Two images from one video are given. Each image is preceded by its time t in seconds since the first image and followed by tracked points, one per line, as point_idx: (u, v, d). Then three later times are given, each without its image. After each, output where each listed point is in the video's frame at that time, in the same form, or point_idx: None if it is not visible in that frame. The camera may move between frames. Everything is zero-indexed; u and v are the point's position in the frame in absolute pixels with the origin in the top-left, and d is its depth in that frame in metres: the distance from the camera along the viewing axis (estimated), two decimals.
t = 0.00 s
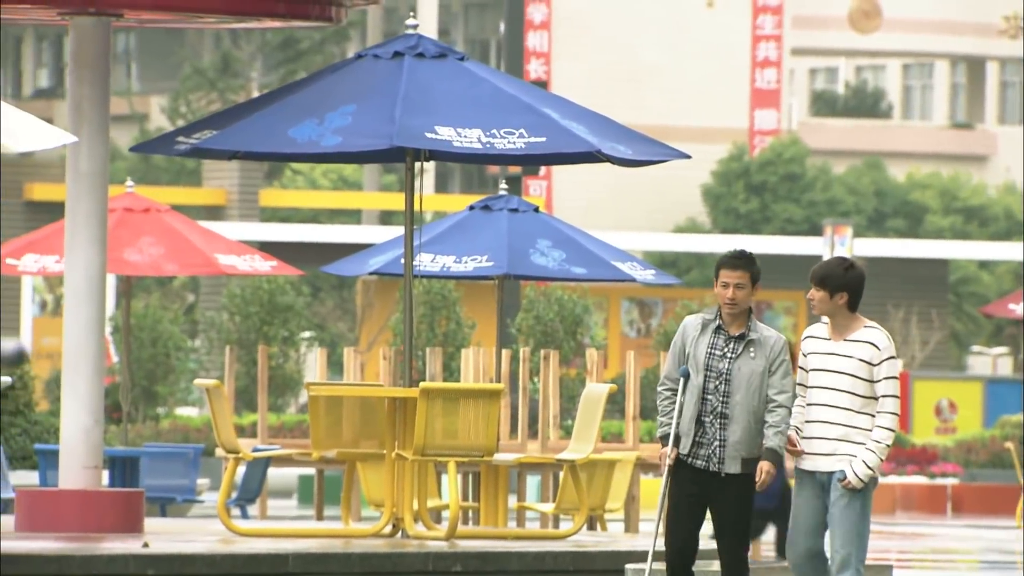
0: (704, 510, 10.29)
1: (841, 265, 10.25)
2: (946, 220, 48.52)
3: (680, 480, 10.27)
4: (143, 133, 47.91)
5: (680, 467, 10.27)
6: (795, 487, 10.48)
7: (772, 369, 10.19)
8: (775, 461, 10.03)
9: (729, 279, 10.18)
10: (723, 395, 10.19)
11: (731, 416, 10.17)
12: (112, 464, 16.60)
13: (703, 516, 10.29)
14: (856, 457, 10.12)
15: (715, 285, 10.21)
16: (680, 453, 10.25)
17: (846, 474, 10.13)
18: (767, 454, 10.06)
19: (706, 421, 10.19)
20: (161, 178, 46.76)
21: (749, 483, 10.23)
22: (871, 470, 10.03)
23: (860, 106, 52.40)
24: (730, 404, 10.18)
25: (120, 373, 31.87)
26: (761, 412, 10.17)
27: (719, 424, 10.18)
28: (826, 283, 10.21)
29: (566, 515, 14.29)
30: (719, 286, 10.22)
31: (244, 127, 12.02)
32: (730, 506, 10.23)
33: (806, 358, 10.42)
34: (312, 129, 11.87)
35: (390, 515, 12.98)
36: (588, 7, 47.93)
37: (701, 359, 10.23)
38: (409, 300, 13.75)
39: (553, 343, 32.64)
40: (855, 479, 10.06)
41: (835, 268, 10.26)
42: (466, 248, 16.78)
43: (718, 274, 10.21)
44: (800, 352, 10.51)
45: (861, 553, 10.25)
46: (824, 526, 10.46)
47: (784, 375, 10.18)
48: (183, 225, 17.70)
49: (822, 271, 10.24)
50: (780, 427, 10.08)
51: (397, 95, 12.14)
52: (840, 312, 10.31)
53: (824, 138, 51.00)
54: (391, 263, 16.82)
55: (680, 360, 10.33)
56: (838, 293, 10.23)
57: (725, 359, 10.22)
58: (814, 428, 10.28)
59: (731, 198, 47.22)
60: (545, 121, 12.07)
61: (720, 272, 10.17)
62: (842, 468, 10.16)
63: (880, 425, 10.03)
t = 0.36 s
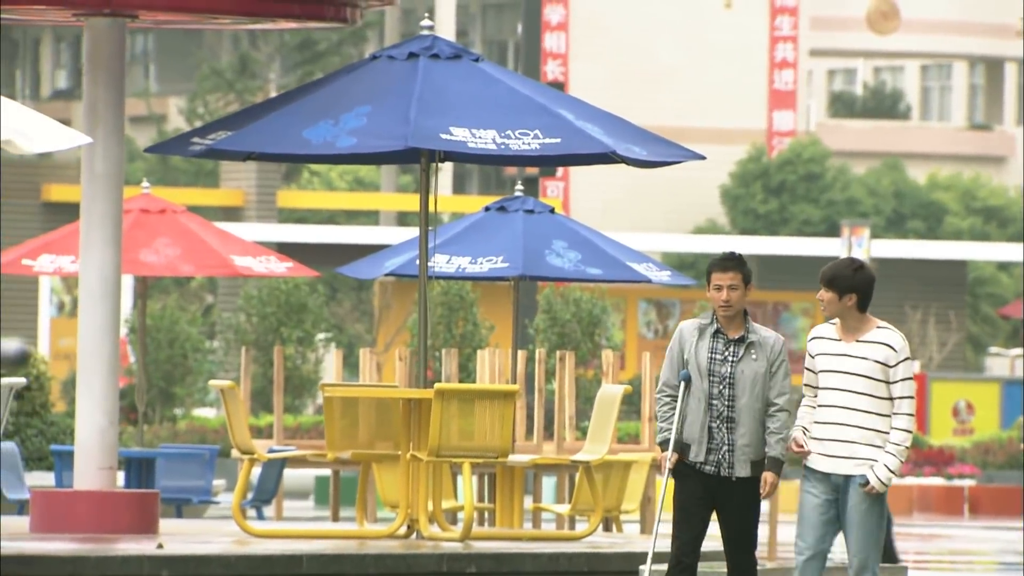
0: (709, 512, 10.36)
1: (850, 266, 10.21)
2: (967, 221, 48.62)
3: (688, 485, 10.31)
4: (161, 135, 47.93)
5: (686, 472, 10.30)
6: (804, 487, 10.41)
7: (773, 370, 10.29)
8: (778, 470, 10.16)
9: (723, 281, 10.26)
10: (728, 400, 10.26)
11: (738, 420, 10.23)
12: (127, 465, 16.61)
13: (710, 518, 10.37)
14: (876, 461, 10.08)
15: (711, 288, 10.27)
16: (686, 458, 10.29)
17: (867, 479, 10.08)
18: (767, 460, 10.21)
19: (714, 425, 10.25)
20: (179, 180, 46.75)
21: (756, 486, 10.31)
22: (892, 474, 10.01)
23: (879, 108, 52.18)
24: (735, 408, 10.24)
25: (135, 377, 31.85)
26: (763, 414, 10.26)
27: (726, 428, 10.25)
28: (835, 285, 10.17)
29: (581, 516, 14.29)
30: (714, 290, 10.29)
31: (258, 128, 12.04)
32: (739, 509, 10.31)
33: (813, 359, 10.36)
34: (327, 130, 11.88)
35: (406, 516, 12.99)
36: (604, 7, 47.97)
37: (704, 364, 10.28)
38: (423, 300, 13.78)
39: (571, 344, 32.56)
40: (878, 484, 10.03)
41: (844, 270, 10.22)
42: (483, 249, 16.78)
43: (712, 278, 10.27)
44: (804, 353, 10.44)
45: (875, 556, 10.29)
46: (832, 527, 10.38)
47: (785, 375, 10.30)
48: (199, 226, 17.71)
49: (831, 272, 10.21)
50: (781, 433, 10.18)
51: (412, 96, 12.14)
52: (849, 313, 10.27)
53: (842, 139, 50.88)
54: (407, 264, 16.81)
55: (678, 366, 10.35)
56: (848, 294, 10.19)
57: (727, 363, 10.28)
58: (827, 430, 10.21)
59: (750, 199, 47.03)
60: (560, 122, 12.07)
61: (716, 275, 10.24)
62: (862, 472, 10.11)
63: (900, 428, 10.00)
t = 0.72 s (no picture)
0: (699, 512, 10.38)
1: (840, 265, 10.34)
2: (984, 220, 48.48)
3: (676, 487, 10.32)
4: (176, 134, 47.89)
5: (676, 474, 10.31)
6: (806, 494, 10.47)
7: (748, 358, 10.43)
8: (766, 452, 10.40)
9: (701, 281, 10.36)
10: (712, 395, 10.33)
11: (726, 412, 10.31)
12: (140, 465, 16.65)
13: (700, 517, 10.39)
14: (881, 463, 10.17)
15: (689, 289, 10.34)
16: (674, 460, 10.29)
17: (876, 482, 10.16)
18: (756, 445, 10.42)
19: (700, 422, 10.30)
20: (194, 179, 46.73)
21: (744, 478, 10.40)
22: (899, 475, 10.09)
23: (895, 107, 52.06)
24: (720, 402, 10.32)
25: (149, 376, 31.87)
26: (746, 401, 10.37)
27: (713, 424, 10.31)
28: (827, 284, 10.28)
29: (594, 516, 14.26)
30: (689, 288, 10.35)
31: (268, 129, 12.04)
32: (729, 504, 10.34)
33: (802, 366, 10.46)
34: (338, 130, 11.88)
35: (418, 517, 12.97)
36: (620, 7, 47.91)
37: (682, 364, 10.32)
38: (435, 298, 13.76)
39: (586, 344, 32.51)
40: (887, 485, 10.09)
41: (834, 270, 10.34)
42: (496, 250, 16.78)
43: (686, 277, 10.38)
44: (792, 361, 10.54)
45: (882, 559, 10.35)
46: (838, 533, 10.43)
47: (756, 363, 10.47)
48: (212, 226, 17.71)
49: (822, 272, 10.32)
50: (766, 418, 10.43)
51: (424, 96, 12.13)
52: (839, 314, 10.37)
53: (858, 138, 50.78)
54: (420, 264, 16.81)
55: (651, 370, 10.34)
56: (840, 293, 10.30)
57: (704, 359, 10.36)
58: (827, 435, 10.29)
59: (765, 199, 46.95)
60: (571, 122, 12.06)
61: (691, 275, 10.35)
62: (869, 475, 10.19)
63: (900, 427, 10.10)
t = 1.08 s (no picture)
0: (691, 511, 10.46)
1: (827, 261, 10.41)
2: (999, 219, 48.39)
3: (666, 489, 10.39)
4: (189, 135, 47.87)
5: (665, 475, 10.37)
6: (797, 493, 10.54)
7: (733, 357, 10.41)
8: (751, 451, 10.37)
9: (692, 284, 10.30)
10: (698, 397, 10.34)
11: (711, 414, 10.32)
12: (154, 466, 16.74)
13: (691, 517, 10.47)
14: (868, 454, 10.22)
15: (680, 293, 10.27)
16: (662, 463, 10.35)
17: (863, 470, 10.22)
18: (738, 444, 10.37)
19: (685, 424, 10.33)
20: (207, 180, 46.71)
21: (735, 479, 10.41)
22: (887, 465, 10.14)
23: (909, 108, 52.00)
24: (706, 404, 10.33)
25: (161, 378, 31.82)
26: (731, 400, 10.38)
27: (698, 426, 10.34)
28: (814, 280, 10.35)
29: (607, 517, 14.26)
30: (681, 292, 10.28)
31: (281, 129, 12.04)
32: (723, 504, 10.37)
33: (790, 364, 10.51)
34: (349, 130, 11.88)
35: (429, 518, 12.97)
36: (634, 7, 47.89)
37: (668, 367, 10.33)
38: (446, 300, 13.75)
39: (599, 345, 32.41)
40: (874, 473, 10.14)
41: (822, 266, 10.40)
42: (509, 250, 16.77)
43: (677, 281, 10.28)
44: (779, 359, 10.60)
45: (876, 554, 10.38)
46: (831, 532, 10.54)
47: (741, 361, 10.45)
48: (224, 226, 17.73)
49: (808, 269, 10.39)
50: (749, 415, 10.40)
51: (435, 96, 12.13)
52: (825, 311, 10.44)
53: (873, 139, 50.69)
54: (432, 265, 16.81)
55: (637, 370, 10.39)
56: (827, 288, 10.37)
57: (690, 361, 10.35)
58: (815, 431, 10.34)
59: (780, 199, 47.04)
60: (583, 123, 12.05)
61: (681, 278, 10.26)
62: (857, 467, 10.25)
63: (889, 418, 10.16)
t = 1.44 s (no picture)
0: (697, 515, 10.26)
1: (839, 259, 10.22)
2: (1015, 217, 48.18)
3: (671, 491, 10.21)
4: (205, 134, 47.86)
5: (671, 476, 10.19)
6: (799, 493, 10.37)
7: (742, 361, 10.19)
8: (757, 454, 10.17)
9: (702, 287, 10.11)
10: (703, 401, 10.13)
11: (717, 418, 10.11)
12: (167, 464, 16.68)
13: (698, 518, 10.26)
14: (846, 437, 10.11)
15: (690, 295, 10.08)
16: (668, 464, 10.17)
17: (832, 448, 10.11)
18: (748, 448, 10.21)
19: (691, 427, 10.14)
20: (223, 178, 46.69)
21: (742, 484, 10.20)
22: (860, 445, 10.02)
23: (926, 107, 51.83)
24: (712, 409, 10.12)
25: (177, 377, 31.83)
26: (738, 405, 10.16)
27: (705, 429, 10.13)
28: (827, 279, 10.16)
29: (620, 516, 14.24)
30: (690, 295, 10.10)
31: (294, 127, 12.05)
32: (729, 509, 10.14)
33: (793, 361, 10.32)
34: (362, 129, 11.88)
35: (441, 516, 12.97)
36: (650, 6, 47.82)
37: (672, 369, 10.14)
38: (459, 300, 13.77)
39: (614, 344, 32.31)
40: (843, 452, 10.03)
41: (835, 264, 10.21)
42: (523, 249, 16.76)
43: (686, 283, 10.10)
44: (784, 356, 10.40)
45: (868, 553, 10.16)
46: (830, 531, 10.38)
47: (752, 367, 10.23)
48: (238, 226, 17.75)
49: (820, 267, 10.19)
50: (761, 420, 10.22)
51: (447, 95, 12.14)
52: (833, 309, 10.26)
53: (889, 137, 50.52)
54: (446, 264, 16.81)
55: (644, 370, 10.22)
56: (840, 287, 10.19)
57: (697, 364, 10.15)
58: (812, 428, 10.19)
59: (796, 197, 46.88)
60: (597, 123, 12.04)
61: (690, 280, 10.08)
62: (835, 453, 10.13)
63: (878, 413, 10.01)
